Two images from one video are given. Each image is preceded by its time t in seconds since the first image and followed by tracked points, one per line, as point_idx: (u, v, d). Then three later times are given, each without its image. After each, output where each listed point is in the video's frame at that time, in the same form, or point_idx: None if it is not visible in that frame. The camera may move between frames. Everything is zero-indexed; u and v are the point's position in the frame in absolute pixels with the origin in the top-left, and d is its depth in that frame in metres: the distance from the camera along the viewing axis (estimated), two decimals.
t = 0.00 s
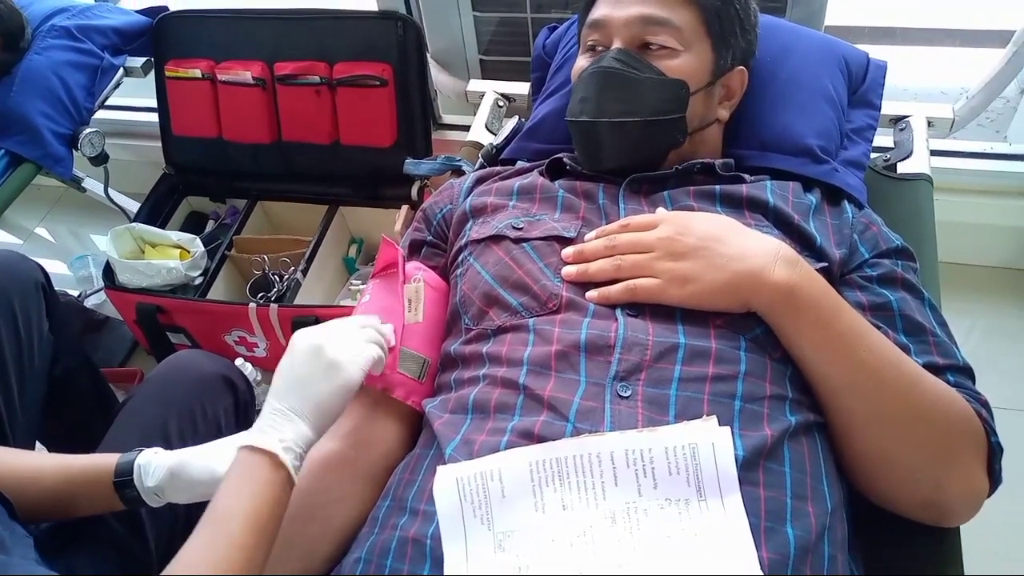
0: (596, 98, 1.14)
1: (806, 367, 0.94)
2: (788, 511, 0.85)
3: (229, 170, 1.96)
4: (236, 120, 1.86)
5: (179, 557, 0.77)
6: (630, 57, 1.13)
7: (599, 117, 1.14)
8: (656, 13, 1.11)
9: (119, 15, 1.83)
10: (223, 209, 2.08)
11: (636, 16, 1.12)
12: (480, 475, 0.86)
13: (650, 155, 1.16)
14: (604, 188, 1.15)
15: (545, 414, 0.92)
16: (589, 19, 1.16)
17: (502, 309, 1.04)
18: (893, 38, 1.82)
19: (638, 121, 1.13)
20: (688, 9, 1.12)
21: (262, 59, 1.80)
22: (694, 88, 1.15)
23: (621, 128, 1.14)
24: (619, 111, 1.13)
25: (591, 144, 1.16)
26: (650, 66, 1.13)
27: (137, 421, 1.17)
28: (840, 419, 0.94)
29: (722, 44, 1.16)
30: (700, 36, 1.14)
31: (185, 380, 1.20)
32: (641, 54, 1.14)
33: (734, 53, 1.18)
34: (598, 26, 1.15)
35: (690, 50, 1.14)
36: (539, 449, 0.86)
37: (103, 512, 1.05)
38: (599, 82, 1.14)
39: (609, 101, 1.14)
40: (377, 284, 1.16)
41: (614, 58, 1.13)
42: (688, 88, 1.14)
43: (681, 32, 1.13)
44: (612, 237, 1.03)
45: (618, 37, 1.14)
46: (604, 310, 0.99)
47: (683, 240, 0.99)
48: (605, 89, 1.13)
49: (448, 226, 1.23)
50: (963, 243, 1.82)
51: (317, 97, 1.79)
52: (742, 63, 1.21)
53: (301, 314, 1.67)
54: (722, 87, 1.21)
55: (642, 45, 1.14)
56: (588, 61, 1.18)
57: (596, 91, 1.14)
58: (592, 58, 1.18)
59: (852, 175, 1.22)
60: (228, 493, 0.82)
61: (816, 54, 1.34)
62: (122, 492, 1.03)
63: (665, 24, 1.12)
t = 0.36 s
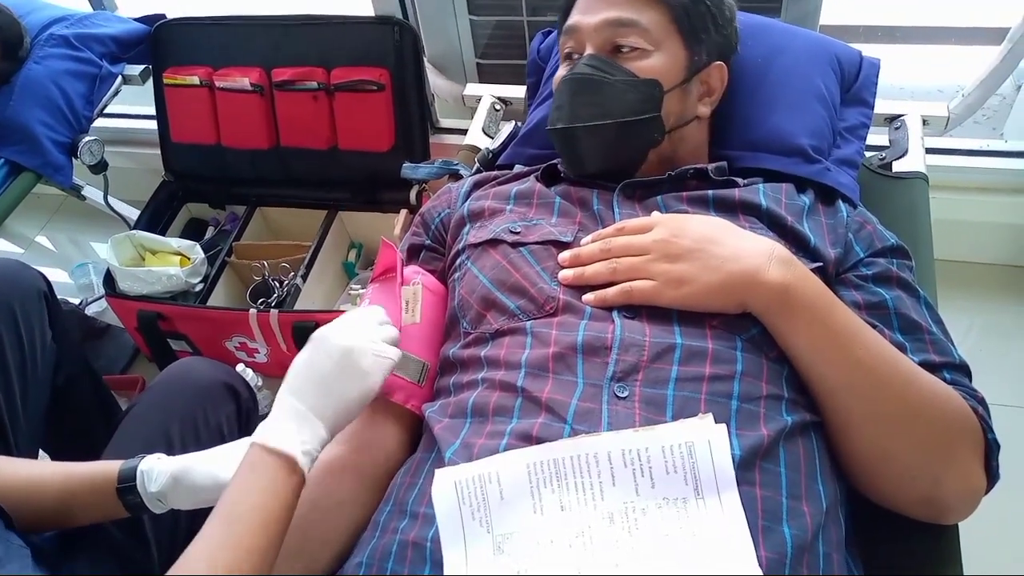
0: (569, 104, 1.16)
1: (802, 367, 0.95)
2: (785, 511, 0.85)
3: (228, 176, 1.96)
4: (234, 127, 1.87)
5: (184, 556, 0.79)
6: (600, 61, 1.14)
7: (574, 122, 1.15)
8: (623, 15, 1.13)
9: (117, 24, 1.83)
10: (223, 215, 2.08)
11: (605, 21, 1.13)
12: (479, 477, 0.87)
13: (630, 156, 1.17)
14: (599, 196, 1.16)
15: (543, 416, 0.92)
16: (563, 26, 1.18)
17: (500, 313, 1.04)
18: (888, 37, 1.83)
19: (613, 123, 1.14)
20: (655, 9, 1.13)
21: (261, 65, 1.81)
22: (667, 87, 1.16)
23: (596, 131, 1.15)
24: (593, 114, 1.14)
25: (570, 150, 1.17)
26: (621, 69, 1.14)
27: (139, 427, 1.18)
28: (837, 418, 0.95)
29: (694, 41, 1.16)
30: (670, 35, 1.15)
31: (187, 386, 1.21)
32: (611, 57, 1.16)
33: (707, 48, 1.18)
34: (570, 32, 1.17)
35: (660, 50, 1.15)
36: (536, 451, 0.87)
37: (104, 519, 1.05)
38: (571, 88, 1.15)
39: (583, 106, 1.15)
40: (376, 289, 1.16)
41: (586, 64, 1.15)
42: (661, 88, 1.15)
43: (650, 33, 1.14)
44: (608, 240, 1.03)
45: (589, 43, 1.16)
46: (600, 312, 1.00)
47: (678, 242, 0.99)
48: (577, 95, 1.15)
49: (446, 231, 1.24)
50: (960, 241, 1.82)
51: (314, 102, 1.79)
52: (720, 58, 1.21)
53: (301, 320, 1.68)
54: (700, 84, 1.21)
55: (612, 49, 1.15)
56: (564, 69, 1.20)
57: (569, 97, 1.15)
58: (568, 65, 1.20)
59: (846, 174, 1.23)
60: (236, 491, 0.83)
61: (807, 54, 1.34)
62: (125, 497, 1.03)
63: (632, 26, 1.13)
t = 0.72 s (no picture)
0: (568, 105, 1.16)
1: (801, 364, 0.96)
2: (784, 507, 0.86)
3: (229, 178, 1.97)
4: (235, 128, 1.88)
5: None
6: (597, 62, 1.15)
7: (572, 122, 1.16)
8: (620, 16, 1.13)
9: (118, 26, 1.84)
10: (224, 216, 2.08)
11: (602, 23, 1.14)
12: (480, 474, 0.87)
13: (628, 156, 1.17)
14: (598, 194, 1.16)
15: (543, 413, 0.93)
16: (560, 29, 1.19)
17: (500, 311, 1.05)
18: (887, 38, 1.83)
19: (611, 123, 1.14)
20: (652, 10, 1.14)
21: (261, 67, 1.82)
22: (665, 87, 1.16)
23: (596, 131, 1.15)
24: (591, 115, 1.15)
25: (571, 150, 1.18)
26: (618, 69, 1.15)
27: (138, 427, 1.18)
28: (836, 415, 0.95)
29: (691, 41, 1.17)
30: (667, 35, 1.16)
31: (185, 386, 1.21)
32: (609, 58, 1.16)
33: (705, 48, 1.19)
34: (568, 35, 1.18)
35: (657, 51, 1.15)
36: (537, 448, 0.87)
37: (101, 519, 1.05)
38: (570, 89, 1.16)
39: (581, 106, 1.16)
40: (377, 287, 1.17)
41: (584, 65, 1.16)
42: (658, 88, 1.15)
43: (647, 33, 1.15)
44: (607, 239, 1.04)
45: (587, 44, 1.17)
46: (600, 311, 1.00)
47: (677, 241, 1.00)
48: (575, 96, 1.15)
49: (446, 230, 1.25)
50: (958, 241, 1.83)
51: (315, 103, 1.80)
52: (717, 57, 1.22)
53: (302, 320, 1.68)
54: (698, 82, 1.21)
55: (609, 50, 1.16)
56: (562, 70, 1.21)
57: (568, 98, 1.16)
58: (566, 67, 1.21)
59: (844, 173, 1.23)
60: None
61: (805, 55, 1.35)
62: (127, 497, 1.03)
63: (630, 27, 1.14)
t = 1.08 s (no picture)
0: (566, 103, 1.17)
1: (797, 360, 0.96)
2: (781, 501, 0.86)
3: (229, 177, 1.97)
4: (234, 128, 1.88)
5: None
6: (596, 61, 1.16)
7: (571, 121, 1.17)
8: (618, 15, 1.14)
9: (117, 26, 1.85)
10: (224, 215, 2.09)
11: (599, 22, 1.14)
12: (477, 469, 0.88)
13: (626, 154, 1.18)
14: (596, 191, 1.17)
15: (540, 409, 0.93)
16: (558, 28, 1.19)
17: (498, 308, 1.05)
18: (884, 36, 1.84)
19: (609, 121, 1.15)
20: (650, 8, 1.15)
21: (260, 67, 1.83)
22: (663, 85, 1.17)
23: (594, 129, 1.16)
24: (589, 113, 1.15)
25: (570, 149, 1.18)
26: (617, 68, 1.15)
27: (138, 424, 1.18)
28: (832, 411, 0.96)
29: (688, 40, 1.17)
30: (665, 33, 1.16)
31: (184, 384, 1.21)
32: (608, 57, 1.17)
33: (703, 46, 1.19)
34: (566, 34, 1.19)
35: (655, 49, 1.16)
36: (534, 444, 0.88)
37: (102, 521, 1.04)
38: (568, 88, 1.16)
39: (579, 105, 1.16)
40: (375, 285, 1.18)
41: (582, 63, 1.16)
42: (656, 86, 1.16)
43: (645, 31, 1.15)
44: (604, 236, 1.04)
45: (585, 43, 1.17)
46: (597, 307, 1.00)
47: (674, 238, 1.00)
48: (574, 95, 1.16)
49: (444, 228, 1.25)
50: (957, 240, 1.83)
51: (314, 103, 1.80)
52: (715, 56, 1.22)
53: (301, 319, 1.68)
54: (696, 81, 1.22)
55: (608, 49, 1.17)
56: (561, 69, 1.21)
57: (566, 96, 1.16)
58: (564, 66, 1.21)
59: (841, 171, 1.24)
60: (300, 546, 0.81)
61: (802, 53, 1.35)
62: (135, 494, 1.02)
63: (628, 26, 1.14)
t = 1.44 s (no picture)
0: (566, 103, 1.17)
1: (795, 358, 0.97)
2: (779, 498, 0.86)
3: (229, 177, 1.98)
4: (235, 129, 1.88)
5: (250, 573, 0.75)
6: (596, 61, 1.16)
7: (571, 121, 1.17)
8: (617, 15, 1.14)
9: (118, 27, 1.85)
10: (224, 216, 2.09)
11: (599, 22, 1.15)
12: (476, 466, 0.88)
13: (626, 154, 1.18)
14: (595, 189, 1.17)
15: (539, 405, 0.94)
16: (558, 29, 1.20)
17: (497, 306, 1.06)
18: (882, 37, 1.84)
19: (608, 121, 1.15)
20: (649, 9, 1.15)
21: (261, 68, 1.83)
22: (663, 85, 1.17)
23: (594, 130, 1.16)
24: (589, 113, 1.16)
25: (570, 148, 1.18)
26: (616, 68, 1.16)
27: (138, 424, 1.18)
28: (830, 409, 0.96)
29: (688, 40, 1.18)
30: (665, 34, 1.17)
31: (184, 384, 1.22)
32: (608, 57, 1.17)
33: (702, 47, 1.20)
34: (566, 35, 1.19)
35: (654, 50, 1.16)
36: (532, 440, 0.88)
37: (98, 521, 1.05)
38: (568, 88, 1.17)
39: (579, 105, 1.17)
40: (375, 284, 1.18)
41: (581, 63, 1.17)
42: (655, 86, 1.16)
43: (645, 32, 1.15)
44: (603, 234, 1.05)
45: (584, 44, 1.18)
46: (596, 305, 1.01)
47: (673, 235, 1.01)
48: (574, 95, 1.16)
49: (444, 227, 1.26)
50: (955, 240, 1.84)
51: (314, 104, 1.81)
52: (714, 56, 1.23)
53: (301, 319, 1.69)
54: (695, 82, 1.22)
55: (607, 49, 1.17)
56: (560, 69, 1.21)
57: (566, 97, 1.17)
58: (564, 66, 1.22)
59: (839, 171, 1.24)
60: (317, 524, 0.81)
61: (800, 53, 1.36)
62: (136, 493, 1.03)
63: (628, 26, 1.15)
